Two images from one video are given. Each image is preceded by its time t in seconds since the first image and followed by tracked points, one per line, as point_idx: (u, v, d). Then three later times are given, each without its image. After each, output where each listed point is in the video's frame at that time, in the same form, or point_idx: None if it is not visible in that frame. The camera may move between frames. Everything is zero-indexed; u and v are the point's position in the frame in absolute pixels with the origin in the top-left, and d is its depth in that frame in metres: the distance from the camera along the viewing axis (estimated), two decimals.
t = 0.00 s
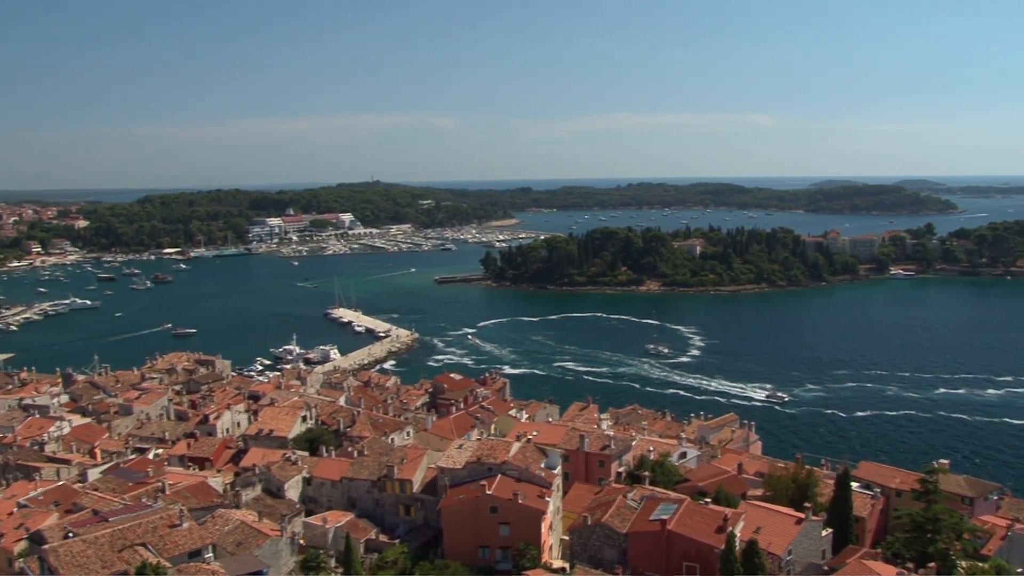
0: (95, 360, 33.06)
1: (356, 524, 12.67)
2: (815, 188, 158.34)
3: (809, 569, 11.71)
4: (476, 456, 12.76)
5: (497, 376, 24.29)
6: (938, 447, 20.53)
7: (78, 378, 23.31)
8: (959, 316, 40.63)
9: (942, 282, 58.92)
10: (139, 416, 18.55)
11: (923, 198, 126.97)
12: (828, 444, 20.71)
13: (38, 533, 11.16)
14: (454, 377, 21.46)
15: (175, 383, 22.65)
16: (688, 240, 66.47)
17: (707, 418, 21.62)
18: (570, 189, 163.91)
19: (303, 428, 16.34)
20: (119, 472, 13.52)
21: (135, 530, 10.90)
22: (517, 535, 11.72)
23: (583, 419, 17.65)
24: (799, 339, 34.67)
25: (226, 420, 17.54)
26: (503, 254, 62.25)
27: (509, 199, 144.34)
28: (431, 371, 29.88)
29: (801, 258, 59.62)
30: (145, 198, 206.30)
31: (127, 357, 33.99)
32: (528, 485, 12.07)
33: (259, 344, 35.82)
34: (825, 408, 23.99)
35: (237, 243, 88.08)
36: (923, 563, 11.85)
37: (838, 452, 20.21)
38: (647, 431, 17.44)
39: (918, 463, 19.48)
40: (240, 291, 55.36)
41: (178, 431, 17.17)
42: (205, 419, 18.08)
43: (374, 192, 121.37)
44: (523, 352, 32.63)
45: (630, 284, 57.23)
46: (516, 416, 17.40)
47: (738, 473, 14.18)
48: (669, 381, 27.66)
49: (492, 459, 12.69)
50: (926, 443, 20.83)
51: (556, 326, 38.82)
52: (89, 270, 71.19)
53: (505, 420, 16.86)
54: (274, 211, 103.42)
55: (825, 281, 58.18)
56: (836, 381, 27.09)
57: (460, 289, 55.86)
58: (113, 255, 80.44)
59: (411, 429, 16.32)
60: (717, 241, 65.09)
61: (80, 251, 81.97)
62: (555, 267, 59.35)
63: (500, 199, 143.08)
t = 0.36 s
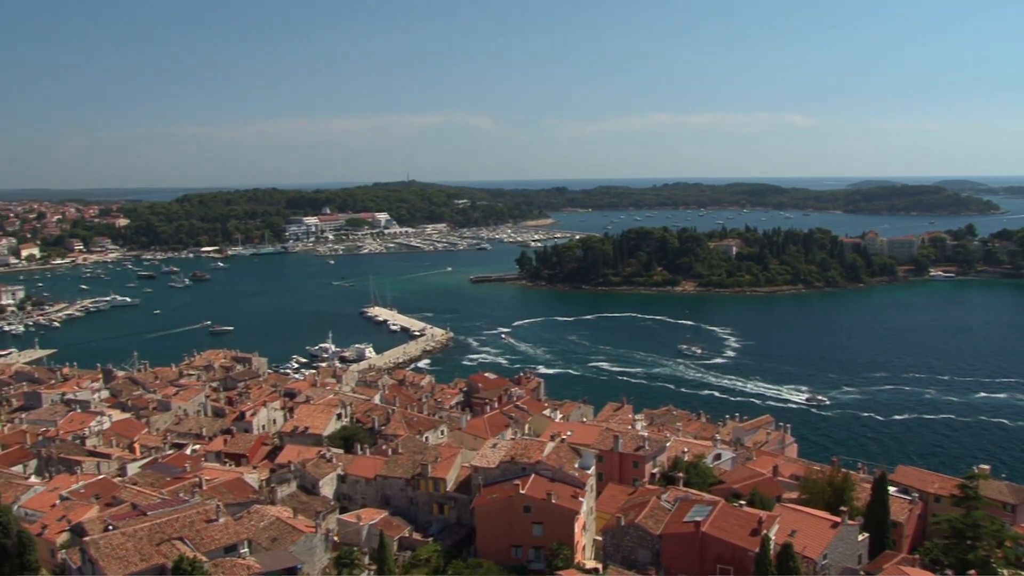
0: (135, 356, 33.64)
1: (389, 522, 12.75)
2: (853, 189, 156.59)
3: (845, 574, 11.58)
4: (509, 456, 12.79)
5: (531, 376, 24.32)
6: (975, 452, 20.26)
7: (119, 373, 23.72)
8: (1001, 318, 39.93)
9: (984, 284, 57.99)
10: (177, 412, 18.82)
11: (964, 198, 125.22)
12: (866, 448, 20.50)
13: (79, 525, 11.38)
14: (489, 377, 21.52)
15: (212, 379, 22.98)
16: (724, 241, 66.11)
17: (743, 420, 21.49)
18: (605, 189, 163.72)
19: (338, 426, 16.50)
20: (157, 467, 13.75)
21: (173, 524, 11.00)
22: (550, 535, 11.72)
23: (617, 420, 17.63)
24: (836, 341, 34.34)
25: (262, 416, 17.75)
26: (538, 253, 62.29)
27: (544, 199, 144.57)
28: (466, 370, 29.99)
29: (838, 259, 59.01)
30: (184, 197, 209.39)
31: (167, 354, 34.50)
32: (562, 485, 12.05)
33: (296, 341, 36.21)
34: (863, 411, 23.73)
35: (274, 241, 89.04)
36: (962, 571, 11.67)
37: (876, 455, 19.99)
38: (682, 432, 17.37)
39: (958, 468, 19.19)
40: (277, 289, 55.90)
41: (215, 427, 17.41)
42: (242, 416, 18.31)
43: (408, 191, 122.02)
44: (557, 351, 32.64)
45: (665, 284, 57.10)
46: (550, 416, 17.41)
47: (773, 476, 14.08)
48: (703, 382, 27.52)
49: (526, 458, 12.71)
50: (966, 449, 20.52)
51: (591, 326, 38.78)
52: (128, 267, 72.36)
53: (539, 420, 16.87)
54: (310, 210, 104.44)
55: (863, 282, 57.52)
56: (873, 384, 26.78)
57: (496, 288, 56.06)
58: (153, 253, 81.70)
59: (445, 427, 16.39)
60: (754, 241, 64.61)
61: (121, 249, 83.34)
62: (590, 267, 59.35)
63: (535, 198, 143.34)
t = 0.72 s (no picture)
0: (171, 353, 34.09)
1: (420, 520, 12.82)
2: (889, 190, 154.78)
3: None
4: (540, 455, 12.81)
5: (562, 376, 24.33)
6: (1012, 458, 19.97)
7: (155, 370, 24.04)
8: None
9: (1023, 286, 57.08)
10: (211, 409, 19.05)
11: (1003, 199, 123.29)
12: (900, 452, 20.32)
13: (115, 519, 11.56)
14: (520, 376, 21.55)
15: (245, 377, 23.22)
16: (757, 241, 65.69)
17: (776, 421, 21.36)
18: (638, 189, 163.32)
19: (369, 424, 16.63)
20: (191, 463, 13.93)
21: (206, 519, 11.08)
22: (580, 535, 11.70)
23: (649, 420, 17.62)
24: (869, 343, 34.01)
25: (294, 414, 17.92)
26: (570, 254, 62.28)
27: (577, 199, 144.58)
28: (497, 369, 30.05)
29: (873, 261, 58.43)
30: (219, 197, 211.94)
31: (202, 351, 34.94)
32: (592, 485, 12.03)
33: (329, 340, 36.48)
34: (897, 414, 23.51)
35: (307, 240, 89.79)
36: None
37: (911, 459, 19.81)
38: (714, 434, 17.30)
39: (996, 473, 18.95)
40: (310, 288, 56.38)
41: (248, 424, 17.61)
42: (274, 414, 18.50)
43: (439, 191, 122.46)
44: (588, 351, 32.63)
45: (698, 285, 56.91)
46: (581, 417, 17.43)
47: (805, 479, 13.99)
48: (735, 383, 27.38)
49: (557, 458, 12.72)
50: (1003, 454, 20.25)
51: (622, 326, 38.71)
52: (164, 265, 73.37)
53: (570, 420, 16.87)
54: (342, 210, 105.19)
55: (898, 284, 56.87)
56: (907, 387, 26.50)
57: (528, 288, 56.12)
58: (187, 251, 82.73)
59: (477, 426, 16.45)
60: (788, 242, 64.10)
61: (156, 248, 84.50)
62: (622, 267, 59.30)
63: (568, 198, 143.38)
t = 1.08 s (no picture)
0: (205, 350, 34.49)
1: (450, 519, 12.87)
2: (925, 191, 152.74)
3: None
4: (570, 455, 12.82)
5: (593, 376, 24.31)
6: None
7: (189, 367, 24.34)
8: None
9: None
10: (243, 406, 19.24)
11: None
12: (935, 456, 20.10)
13: (149, 514, 11.69)
14: (550, 376, 21.58)
15: (277, 375, 23.42)
16: (790, 241, 65.23)
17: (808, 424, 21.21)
18: (670, 189, 162.87)
19: (400, 422, 16.72)
20: (224, 459, 14.08)
21: (238, 515, 11.13)
22: (609, 535, 11.67)
23: (680, 421, 17.57)
24: (903, 345, 33.64)
25: (325, 412, 18.07)
26: (601, 254, 62.18)
27: (608, 199, 144.44)
28: (528, 369, 30.08)
29: (908, 262, 57.78)
30: (254, 195, 213.96)
31: (236, 349, 35.29)
32: (622, 486, 12.01)
33: (361, 338, 36.70)
34: (932, 417, 23.26)
35: (339, 239, 90.43)
36: None
37: (947, 464, 19.59)
38: (745, 436, 17.22)
39: None
40: (342, 286, 56.78)
41: (280, 421, 17.77)
42: (306, 411, 18.64)
43: (471, 191, 122.77)
44: (619, 352, 32.57)
45: (730, 285, 56.66)
46: (611, 417, 17.42)
47: (837, 482, 13.88)
48: (766, 385, 27.20)
49: (587, 458, 12.71)
50: None
51: (653, 326, 38.59)
52: (198, 263, 74.13)
53: (601, 420, 16.87)
54: (374, 209, 105.84)
55: (933, 286, 56.17)
56: (942, 390, 26.19)
57: (559, 288, 56.15)
58: (221, 249, 83.66)
59: (507, 426, 16.49)
60: (821, 243, 63.53)
61: (190, 246, 85.49)
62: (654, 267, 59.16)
63: (600, 198, 143.27)
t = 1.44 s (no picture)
0: (237, 348, 34.84)
1: (478, 518, 12.90)
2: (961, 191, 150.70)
3: None
4: (599, 455, 12.82)
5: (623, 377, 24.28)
6: None
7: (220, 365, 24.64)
8: None
9: None
10: (274, 404, 19.42)
11: None
12: (968, 461, 19.88)
13: (180, 510, 11.81)
14: (578, 376, 21.61)
15: (307, 373, 23.60)
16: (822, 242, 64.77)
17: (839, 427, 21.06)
18: (701, 189, 162.32)
19: (429, 421, 16.80)
20: (254, 456, 14.23)
21: (268, 512, 11.20)
22: (638, 536, 11.62)
23: (710, 423, 17.51)
24: (936, 348, 33.27)
25: (354, 411, 18.19)
26: (631, 253, 62.17)
27: (639, 199, 144.21)
28: (557, 369, 30.08)
29: (942, 263, 57.11)
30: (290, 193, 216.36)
31: (268, 346, 35.64)
32: (651, 486, 11.97)
33: (391, 337, 36.90)
34: (966, 421, 23.00)
35: (369, 238, 91.06)
36: None
37: (981, 469, 19.37)
38: (775, 437, 17.13)
39: None
40: (373, 285, 57.16)
41: (310, 419, 17.92)
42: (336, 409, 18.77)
43: (501, 190, 123.04)
44: (648, 352, 32.51)
45: (760, 286, 56.42)
46: (640, 418, 17.39)
47: (868, 486, 13.77)
48: (797, 386, 27.01)
49: (616, 459, 12.72)
50: None
51: (682, 327, 38.49)
52: (229, 262, 75.05)
53: (630, 420, 16.85)
54: (404, 208, 106.49)
55: (968, 287, 55.44)
56: (976, 394, 25.87)
57: (590, 288, 56.19)
58: (252, 248, 84.59)
59: (536, 426, 16.51)
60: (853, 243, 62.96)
61: (222, 244, 86.54)
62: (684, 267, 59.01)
63: (631, 198, 143.15)
